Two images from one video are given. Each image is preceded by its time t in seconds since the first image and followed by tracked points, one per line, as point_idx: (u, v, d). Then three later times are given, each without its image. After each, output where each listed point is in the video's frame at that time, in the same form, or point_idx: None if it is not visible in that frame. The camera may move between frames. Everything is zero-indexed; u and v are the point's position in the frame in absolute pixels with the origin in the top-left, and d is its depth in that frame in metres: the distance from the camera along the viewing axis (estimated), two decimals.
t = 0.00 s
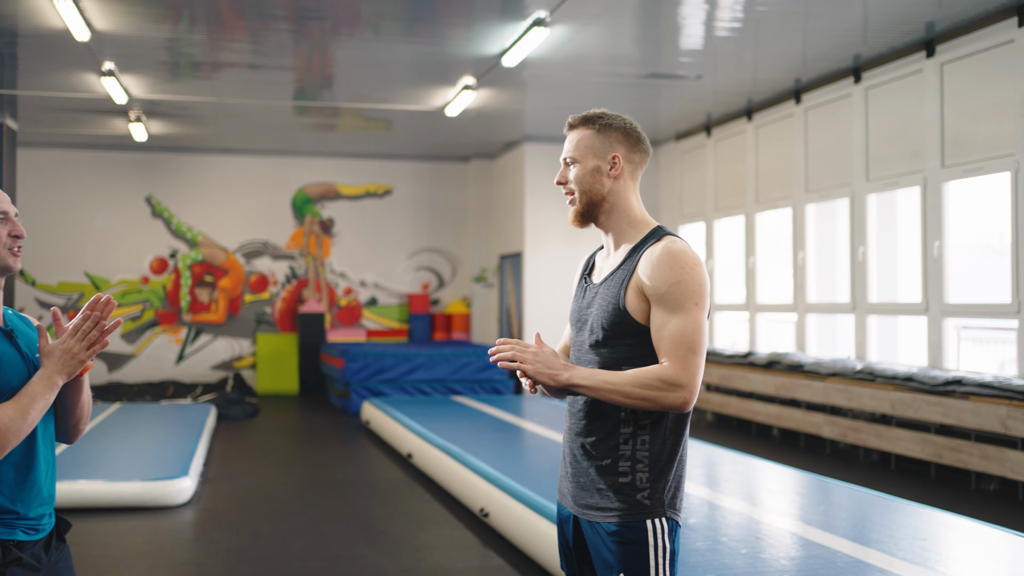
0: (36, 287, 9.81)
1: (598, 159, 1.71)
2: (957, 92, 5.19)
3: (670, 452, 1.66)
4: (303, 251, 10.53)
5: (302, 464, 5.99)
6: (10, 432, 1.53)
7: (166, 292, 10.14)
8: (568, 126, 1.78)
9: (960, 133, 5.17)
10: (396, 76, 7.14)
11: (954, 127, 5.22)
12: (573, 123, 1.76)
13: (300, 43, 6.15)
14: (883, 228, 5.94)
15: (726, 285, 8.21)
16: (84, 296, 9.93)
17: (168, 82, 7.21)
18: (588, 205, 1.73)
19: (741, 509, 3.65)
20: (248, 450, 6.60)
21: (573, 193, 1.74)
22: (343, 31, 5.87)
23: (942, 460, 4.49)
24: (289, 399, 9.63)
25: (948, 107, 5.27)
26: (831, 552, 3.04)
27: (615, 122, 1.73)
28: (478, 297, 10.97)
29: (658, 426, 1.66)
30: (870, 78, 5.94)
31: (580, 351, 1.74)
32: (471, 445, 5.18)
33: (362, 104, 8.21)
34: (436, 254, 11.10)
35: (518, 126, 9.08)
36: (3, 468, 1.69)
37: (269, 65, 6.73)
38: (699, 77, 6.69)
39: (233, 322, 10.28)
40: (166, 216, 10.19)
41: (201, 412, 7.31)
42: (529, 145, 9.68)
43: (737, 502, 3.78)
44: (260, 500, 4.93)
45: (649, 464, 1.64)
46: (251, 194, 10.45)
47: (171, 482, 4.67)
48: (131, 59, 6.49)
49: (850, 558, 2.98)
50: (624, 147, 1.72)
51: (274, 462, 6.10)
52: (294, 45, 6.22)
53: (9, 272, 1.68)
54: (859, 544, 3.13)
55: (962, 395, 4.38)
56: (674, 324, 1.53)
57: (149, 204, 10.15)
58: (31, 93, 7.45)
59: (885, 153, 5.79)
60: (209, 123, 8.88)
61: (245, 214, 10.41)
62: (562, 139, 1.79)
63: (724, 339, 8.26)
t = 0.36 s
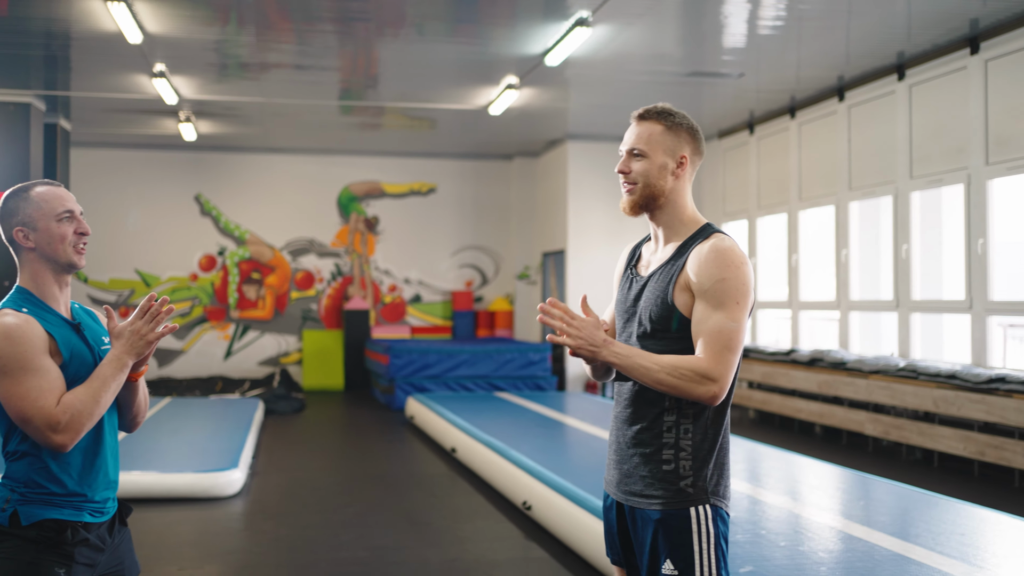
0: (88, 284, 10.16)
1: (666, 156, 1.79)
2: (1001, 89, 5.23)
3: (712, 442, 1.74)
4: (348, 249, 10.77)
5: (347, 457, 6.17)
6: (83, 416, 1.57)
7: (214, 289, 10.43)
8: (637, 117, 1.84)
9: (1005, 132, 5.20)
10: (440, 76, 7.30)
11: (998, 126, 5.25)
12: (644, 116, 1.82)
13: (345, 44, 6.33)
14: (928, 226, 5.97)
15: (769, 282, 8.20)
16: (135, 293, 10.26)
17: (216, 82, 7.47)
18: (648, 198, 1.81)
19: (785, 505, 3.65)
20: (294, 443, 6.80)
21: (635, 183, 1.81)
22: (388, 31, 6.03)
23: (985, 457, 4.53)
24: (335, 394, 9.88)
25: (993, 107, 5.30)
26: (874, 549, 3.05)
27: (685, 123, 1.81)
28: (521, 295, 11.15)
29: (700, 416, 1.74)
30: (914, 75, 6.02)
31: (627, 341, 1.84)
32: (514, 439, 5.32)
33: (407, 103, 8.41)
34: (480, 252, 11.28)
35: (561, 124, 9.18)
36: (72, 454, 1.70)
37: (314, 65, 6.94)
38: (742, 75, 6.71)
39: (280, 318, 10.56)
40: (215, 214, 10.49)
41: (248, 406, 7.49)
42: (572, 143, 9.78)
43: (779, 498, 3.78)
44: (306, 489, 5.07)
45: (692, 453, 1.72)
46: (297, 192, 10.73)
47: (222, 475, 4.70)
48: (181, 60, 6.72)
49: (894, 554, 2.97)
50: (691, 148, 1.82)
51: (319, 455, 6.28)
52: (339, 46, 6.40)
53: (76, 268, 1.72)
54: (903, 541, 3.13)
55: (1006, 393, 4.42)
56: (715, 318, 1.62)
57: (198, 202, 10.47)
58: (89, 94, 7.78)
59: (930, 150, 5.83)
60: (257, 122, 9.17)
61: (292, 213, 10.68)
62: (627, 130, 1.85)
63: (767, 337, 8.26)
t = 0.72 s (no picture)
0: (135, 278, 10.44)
1: (732, 151, 1.73)
2: None
3: (770, 431, 1.64)
4: (389, 243, 10.99)
5: (387, 449, 6.32)
6: (148, 404, 1.49)
7: (256, 284, 10.68)
8: (701, 109, 1.77)
9: None
10: (481, 72, 7.42)
11: None
12: (709, 109, 1.75)
13: (387, 40, 6.47)
14: (970, 219, 5.97)
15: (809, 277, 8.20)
16: (179, 287, 10.50)
17: (259, 79, 7.69)
18: (710, 192, 1.74)
19: (824, 495, 3.62)
20: (336, 435, 6.97)
21: (698, 177, 1.74)
22: (429, 27, 6.15)
23: None
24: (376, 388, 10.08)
25: None
26: (916, 538, 2.96)
27: (748, 120, 1.76)
28: (560, 289, 11.24)
29: (758, 404, 1.63)
30: (958, 68, 6.00)
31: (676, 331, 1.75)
32: (554, 431, 5.45)
33: (447, 98, 8.54)
34: (519, 247, 11.42)
35: (601, 119, 9.24)
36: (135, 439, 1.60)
37: (355, 62, 7.10)
38: (782, 69, 6.71)
39: (322, 312, 10.80)
40: (257, 209, 10.73)
41: (291, 399, 7.63)
42: (612, 138, 9.84)
43: (819, 489, 3.75)
44: (350, 480, 5.18)
45: (750, 443, 1.62)
46: (338, 187, 10.95)
47: (269, 465, 4.79)
48: (227, 57, 6.93)
49: (934, 543, 2.89)
50: (753, 143, 1.76)
51: (360, 447, 6.43)
52: (380, 42, 6.55)
53: (141, 261, 1.64)
54: (945, 530, 3.06)
55: None
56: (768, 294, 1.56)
57: (242, 198, 10.71)
58: (140, 92, 8.09)
59: (972, 143, 5.84)
60: (299, 118, 9.41)
61: (335, 209, 10.92)
62: (689, 122, 1.78)
63: (809, 332, 8.21)
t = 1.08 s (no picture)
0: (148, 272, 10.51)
1: (722, 143, 1.76)
2: None
3: (784, 420, 1.66)
4: (401, 238, 11.06)
5: (400, 442, 6.39)
6: (186, 390, 1.47)
7: (269, 278, 10.76)
8: (695, 112, 1.83)
9: None
10: (493, 67, 7.45)
11: None
12: (700, 110, 1.82)
13: (400, 35, 6.50)
14: (982, 213, 5.98)
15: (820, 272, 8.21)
16: (192, 281, 10.59)
17: (273, 74, 7.75)
18: (711, 186, 1.78)
19: (833, 485, 3.66)
20: (349, 428, 7.04)
21: (698, 175, 1.79)
22: (442, 22, 6.18)
23: None
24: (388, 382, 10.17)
25: None
26: (927, 527, 2.97)
27: (738, 109, 1.78)
28: (571, 283, 11.28)
29: (773, 392, 1.67)
30: (970, 63, 5.99)
31: (695, 324, 1.79)
32: (568, 424, 5.50)
33: (459, 93, 8.57)
34: (530, 241, 11.47)
35: (612, 114, 9.26)
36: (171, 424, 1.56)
37: (367, 56, 7.15)
38: (794, 64, 6.71)
39: (334, 306, 10.88)
40: (270, 204, 10.80)
41: (304, 393, 7.69)
42: (623, 133, 9.85)
43: (829, 479, 3.79)
44: (365, 472, 5.24)
45: (765, 430, 1.66)
46: (350, 182, 11.02)
47: (286, 457, 4.86)
48: (241, 53, 7.00)
49: (944, 532, 2.91)
50: (747, 131, 1.76)
51: (373, 440, 6.50)
52: (392, 37, 6.58)
53: (175, 252, 1.63)
54: (955, 519, 3.08)
55: None
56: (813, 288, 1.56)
57: (254, 192, 10.79)
58: (155, 87, 8.17)
59: (986, 137, 5.83)
60: (311, 113, 9.47)
61: (347, 204, 10.99)
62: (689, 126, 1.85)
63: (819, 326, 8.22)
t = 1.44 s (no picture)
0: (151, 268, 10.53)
1: (718, 145, 1.79)
2: None
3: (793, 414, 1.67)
4: (403, 234, 11.09)
5: (403, 436, 6.43)
6: (207, 382, 1.52)
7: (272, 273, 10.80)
8: (695, 112, 1.87)
9: None
10: (495, 64, 7.48)
11: None
12: (698, 110, 1.85)
13: (403, 32, 6.53)
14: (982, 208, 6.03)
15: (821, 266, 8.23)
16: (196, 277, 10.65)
17: (276, 70, 7.78)
18: (711, 186, 1.82)
19: (834, 478, 3.70)
20: (352, 423, 7.08)
21: (697, 176, 1.84)
22: (444, 20, 6.22)
23: None
24: (391, 377, 10.22)
25: None
26: (928, 519, 3.01)
27: (734, 109, 1.80)
28: (572, 279, 11.34)
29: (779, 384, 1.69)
30: (971, 60, 6.02)
31: (702, 319, 1.84)
32: (571, 418, 5.54)
33: (460, 89, 8.59)
34: (531, 237, 11.51)
35: (614, 110, 9.29)
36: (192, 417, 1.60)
37: (370, 53, 7.17)
38: (796, 61, 6.74)
39: (336, 302, 10.92)
40: (272, 200, 10.83)
41: (308, 389, 7.73)
42: (625, 129, 9.87)
43: (830, 472, 3.83)
44: (371, 467, 5.29)
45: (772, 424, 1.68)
46: (352, 178, 11.05)
47: (292, 451, 4.91)
48: (245, 49, 7.04)
49: (945, 524, 2.94)
50: (744, 132, 1.79)
51: (376, 434, 6.54)
52: (394, 34, 6.61)
53: (197, 248, 1.68)
54: (955, 512, 3.11)
55: None
56: (794, 297, 1.57)
57: (256, 188, 10.81)
58: (157, 83, 8.20)
59: (986, 134, 5.87)
60: (313, 109, 9.50)
61: (349, 200, 11.02)
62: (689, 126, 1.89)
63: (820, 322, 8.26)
